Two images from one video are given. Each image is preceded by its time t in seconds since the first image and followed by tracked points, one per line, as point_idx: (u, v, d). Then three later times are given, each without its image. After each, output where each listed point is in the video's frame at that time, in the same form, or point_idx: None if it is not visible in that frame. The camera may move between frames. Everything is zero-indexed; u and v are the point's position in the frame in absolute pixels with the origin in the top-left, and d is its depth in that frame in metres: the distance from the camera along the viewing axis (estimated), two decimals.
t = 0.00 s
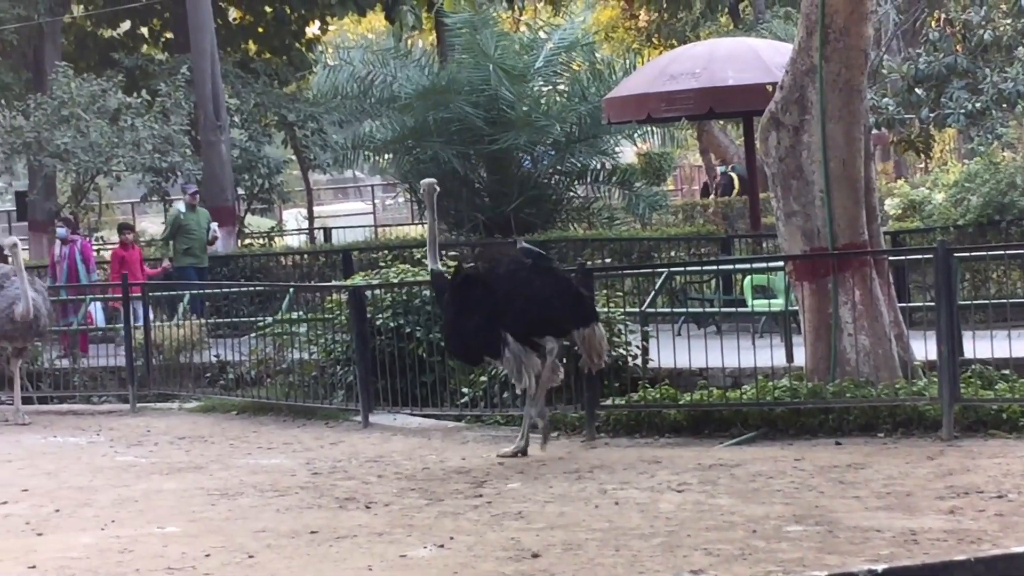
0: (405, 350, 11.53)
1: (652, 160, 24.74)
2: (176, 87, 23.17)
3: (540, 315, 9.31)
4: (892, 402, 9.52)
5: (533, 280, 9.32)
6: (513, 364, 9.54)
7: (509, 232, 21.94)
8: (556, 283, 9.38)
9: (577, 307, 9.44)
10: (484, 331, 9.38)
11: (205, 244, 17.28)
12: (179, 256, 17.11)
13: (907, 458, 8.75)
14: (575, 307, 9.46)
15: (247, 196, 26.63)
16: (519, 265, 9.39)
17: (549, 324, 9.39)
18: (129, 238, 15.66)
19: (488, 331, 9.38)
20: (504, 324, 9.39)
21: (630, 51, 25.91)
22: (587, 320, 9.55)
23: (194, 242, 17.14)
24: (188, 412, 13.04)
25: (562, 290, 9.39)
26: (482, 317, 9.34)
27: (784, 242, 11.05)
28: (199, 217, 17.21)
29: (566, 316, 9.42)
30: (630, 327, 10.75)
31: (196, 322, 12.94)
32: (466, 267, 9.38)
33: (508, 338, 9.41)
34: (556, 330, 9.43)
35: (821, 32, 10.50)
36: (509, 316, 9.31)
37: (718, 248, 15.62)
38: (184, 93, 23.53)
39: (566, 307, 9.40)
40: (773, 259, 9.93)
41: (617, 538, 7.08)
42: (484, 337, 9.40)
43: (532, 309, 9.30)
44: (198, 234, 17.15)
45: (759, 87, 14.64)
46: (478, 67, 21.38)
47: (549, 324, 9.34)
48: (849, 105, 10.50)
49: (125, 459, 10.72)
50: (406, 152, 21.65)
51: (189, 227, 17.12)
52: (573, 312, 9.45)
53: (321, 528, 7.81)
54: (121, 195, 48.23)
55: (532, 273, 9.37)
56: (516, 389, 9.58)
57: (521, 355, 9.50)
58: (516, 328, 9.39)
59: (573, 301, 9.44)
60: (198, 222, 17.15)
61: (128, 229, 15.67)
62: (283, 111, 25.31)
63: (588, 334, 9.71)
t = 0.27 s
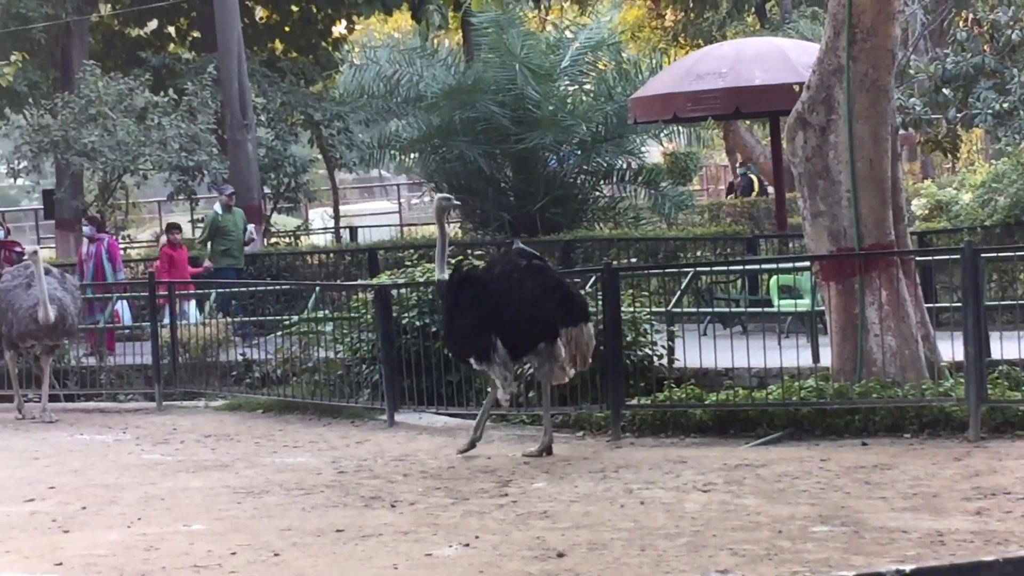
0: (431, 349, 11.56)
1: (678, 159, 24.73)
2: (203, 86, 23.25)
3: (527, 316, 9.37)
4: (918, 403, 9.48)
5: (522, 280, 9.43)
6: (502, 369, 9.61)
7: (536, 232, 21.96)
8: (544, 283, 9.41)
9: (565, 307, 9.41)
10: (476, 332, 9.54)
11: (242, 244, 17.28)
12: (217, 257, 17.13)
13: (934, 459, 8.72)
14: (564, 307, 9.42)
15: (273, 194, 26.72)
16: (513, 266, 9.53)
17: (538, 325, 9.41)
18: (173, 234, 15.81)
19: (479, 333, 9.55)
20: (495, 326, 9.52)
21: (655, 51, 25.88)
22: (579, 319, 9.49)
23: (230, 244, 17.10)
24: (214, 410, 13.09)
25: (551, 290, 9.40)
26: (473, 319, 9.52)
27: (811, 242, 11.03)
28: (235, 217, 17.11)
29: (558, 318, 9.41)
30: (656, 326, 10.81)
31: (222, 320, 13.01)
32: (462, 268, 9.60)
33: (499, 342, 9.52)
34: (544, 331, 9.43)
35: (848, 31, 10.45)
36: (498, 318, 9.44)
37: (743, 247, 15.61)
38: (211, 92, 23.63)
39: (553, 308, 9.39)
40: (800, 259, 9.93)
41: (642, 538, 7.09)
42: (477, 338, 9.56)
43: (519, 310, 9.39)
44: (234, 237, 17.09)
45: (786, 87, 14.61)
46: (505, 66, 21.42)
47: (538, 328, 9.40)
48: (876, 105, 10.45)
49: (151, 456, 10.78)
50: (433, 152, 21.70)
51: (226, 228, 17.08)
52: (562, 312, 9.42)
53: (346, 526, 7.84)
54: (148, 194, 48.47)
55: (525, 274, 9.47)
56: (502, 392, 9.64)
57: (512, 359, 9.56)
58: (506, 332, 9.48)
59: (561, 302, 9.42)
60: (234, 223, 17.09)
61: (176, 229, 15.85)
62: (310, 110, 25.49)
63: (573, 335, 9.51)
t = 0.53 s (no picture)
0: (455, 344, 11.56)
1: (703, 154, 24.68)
2: (229, 80, 23.33)
3: (507, 312, 9.48)
4: (944, 400, 9.45)
5: (507, 278, 9.55)
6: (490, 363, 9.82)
7: (560, 227, 21.96)
8: (527, 281, 9.50)
9: (544, 305, 9.46)
10: (460, 327, 9.70)
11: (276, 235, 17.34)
12: (251, 249, 17.21)
13: (959, 456, 8.69)
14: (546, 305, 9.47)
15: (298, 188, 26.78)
16: (501, 264, 9.66)
17: (520, 324, 9.52)
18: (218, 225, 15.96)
19: (466, 329, 9.73)
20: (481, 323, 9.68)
21: (680, 46, 25.81)
22: (558, 318, 9.51)
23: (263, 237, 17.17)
24: (238, 404, 13.17)
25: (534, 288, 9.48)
26: (460, 316, 9.70)
27: (836, 238, 11.01)
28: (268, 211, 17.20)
29: (540, 318, 9.48)
30: (680, 322, 10.80)
31: (247, 314, 13.05)
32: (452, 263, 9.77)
33: (485, 339, 9.69)
34: (524, 329, 9.52)
35: (874, 27, 10.40)
36: (482, 315, 9.60)
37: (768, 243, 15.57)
38: (236, 86, 23.71)
39: (533, 306, 9.46)
40: (826, 255, 9.90)
41: (666, 533, 7.09)
42: (463, 333, 9.73)
43: (499, 308, 9.52)
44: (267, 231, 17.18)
45: (811, 83, 14.57)
46: (530, 61, 21.47)
47: (521, 326, 9.51)
48: (903, 101, 10.41)
49: (176, 449, 10.84)
50: (458, 146, 21.72)
51: (259, 221, 17.17)
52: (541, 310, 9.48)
53: (370, 521, 7.87)
54: (174, 187, 48.68)
55: (510, 273, 9.59)
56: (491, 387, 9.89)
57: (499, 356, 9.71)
58: (491, 329, 9.64)
59: (544, 300, 9.47)
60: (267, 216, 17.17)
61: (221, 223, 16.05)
62: (335, 104, 25.62)
63: (551, 333, 9.51)
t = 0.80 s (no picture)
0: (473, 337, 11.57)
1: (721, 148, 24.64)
2: (247, 72, 23.39)
3: (497, 302, 9.89)
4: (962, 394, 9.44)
5: (501, 269, 9.94)
6: (484, 354, 10.23)
7: (578, 220, 21.95)
8: (517, 272, 9.85)
9: (528, 297, 9.77)
10: (460, 316, 10.17)
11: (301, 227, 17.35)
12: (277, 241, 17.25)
13: (977, 451, 8.67)
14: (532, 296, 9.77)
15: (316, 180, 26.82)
16: (498, 255, 10.07)
17: (509, 314, 9.88)
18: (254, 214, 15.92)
19: (464, 318, 10.17)
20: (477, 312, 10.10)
21: (699, 40, 25.75)
22: (543, 310, 9.81)
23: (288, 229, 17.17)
24: (256, 395, 13.21)
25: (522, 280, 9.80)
26: (459, 304, 10.16)
27: (855, 233, 10.95)
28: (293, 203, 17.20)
29: (525, 308, 9.81)
30: (698, 316, 10.81)
31: (267, 307, 13.06)
32: (458, 254, 10.24)
33: (480, 328, 10.10)
34: (512, 319, 9.89)
35: (894, 21, 10.35)
36: (477, 304, 10.03)
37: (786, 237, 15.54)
38: (255, 78, 23.77)
39: (520, 296, 9.81)
40: (843, 249, 9.85)
41: (683, 527, 7.09)
42: (461, 322, 10.21)
43: (491, 297, 9.93)
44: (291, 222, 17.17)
45: (830, 77, 14.54)
46: (549, 54, 21.47)
47: (509, 315, 9.87)
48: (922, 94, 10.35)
49: (193, 441, 10.88)
50: (476, 139, 21.73)
51: (283, 212, 17.17)
52: (527, 301, 9.81)
53: (388, 513, 7.89)
54: (191, 179, 48.80)
55: (504, 264, 9.97)
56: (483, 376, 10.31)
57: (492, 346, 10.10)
58: (484, 318, 10.04)
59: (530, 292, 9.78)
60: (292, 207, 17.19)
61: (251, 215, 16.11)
62: (354, 97, 25.62)
63: (535, 324, 9.81)
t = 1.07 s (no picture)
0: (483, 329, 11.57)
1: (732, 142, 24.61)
2: (258, 65, 23.41)
3: (497, 296, 10.04)
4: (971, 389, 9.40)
5: (501, 263, 10.08)
6: (490, 345, 10.37)
7: (588, 214, 21.94)
8: (515, 266, 9.97)
9: (524, 290, 9.88)
10: (465, 309, 10.36)
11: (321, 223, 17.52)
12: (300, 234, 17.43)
13: (988, 445, 8.65)
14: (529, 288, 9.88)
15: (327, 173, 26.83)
16: (501, 249, 10.21)
17: (510, 307, 10.02)
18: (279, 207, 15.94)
19: (470, 311, 10.36)
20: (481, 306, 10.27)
21: (709, 34, 25.70)
22: (541, 303, 9.91)
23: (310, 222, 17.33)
24: (266, 388, 13.22)
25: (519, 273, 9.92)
26: (464, 297, 10.36)
27: (865, 227, 10.99)
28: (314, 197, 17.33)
29: (522, 301, 9.93)
30: (707, 309, 10.83)
31: (273, 301, 13.11)
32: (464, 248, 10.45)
33: (484, 321, 10.28)
34: (512, 312, 10.02)
35: (904, 14, 10.31)
36: (480, 297, 10.20)
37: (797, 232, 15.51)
38: (265, 71, 23.80)
39: (518, 290, 9.93)
40: (851, 244, 9.84)
41: (693, 520, 7.09)
42: (468, 315, 10.40)
43: (491, 291, 10.09)
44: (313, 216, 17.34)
45: (841, 70, 14.50)
46: (559, 47, 21.44)
47: (509, 309, 10.01)
48: (932, 89, 10.33)
49: (203, 434, 10.91)
50: (487, 132, 21.73)
51: (304, 207, 17.29)
52: (525, 294, 9.92)
53: (397, 506, 7.90)
54: (201, 173, 48.87)
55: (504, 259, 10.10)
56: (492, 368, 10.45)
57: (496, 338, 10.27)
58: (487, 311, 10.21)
59: (527, 285, 9.89)
60: (313, 201, 17.34)
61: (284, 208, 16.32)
62: (364, 90, 25.59)
63: (534, 316, 9.92)
